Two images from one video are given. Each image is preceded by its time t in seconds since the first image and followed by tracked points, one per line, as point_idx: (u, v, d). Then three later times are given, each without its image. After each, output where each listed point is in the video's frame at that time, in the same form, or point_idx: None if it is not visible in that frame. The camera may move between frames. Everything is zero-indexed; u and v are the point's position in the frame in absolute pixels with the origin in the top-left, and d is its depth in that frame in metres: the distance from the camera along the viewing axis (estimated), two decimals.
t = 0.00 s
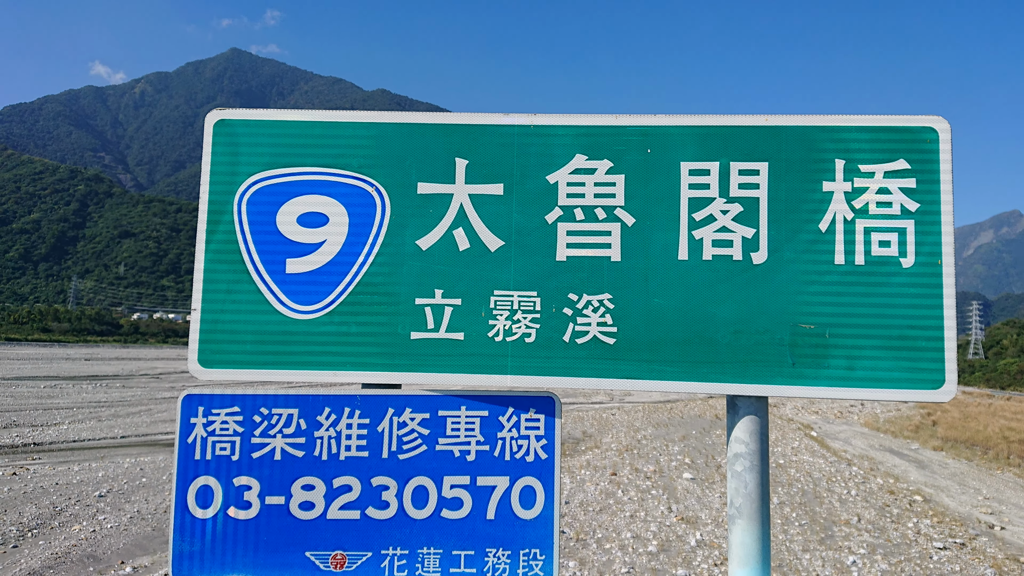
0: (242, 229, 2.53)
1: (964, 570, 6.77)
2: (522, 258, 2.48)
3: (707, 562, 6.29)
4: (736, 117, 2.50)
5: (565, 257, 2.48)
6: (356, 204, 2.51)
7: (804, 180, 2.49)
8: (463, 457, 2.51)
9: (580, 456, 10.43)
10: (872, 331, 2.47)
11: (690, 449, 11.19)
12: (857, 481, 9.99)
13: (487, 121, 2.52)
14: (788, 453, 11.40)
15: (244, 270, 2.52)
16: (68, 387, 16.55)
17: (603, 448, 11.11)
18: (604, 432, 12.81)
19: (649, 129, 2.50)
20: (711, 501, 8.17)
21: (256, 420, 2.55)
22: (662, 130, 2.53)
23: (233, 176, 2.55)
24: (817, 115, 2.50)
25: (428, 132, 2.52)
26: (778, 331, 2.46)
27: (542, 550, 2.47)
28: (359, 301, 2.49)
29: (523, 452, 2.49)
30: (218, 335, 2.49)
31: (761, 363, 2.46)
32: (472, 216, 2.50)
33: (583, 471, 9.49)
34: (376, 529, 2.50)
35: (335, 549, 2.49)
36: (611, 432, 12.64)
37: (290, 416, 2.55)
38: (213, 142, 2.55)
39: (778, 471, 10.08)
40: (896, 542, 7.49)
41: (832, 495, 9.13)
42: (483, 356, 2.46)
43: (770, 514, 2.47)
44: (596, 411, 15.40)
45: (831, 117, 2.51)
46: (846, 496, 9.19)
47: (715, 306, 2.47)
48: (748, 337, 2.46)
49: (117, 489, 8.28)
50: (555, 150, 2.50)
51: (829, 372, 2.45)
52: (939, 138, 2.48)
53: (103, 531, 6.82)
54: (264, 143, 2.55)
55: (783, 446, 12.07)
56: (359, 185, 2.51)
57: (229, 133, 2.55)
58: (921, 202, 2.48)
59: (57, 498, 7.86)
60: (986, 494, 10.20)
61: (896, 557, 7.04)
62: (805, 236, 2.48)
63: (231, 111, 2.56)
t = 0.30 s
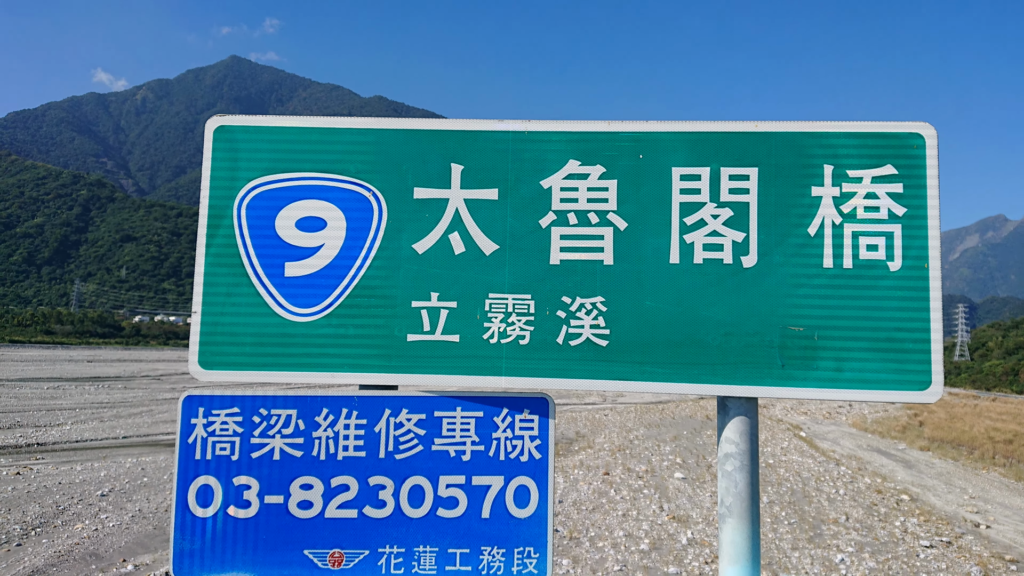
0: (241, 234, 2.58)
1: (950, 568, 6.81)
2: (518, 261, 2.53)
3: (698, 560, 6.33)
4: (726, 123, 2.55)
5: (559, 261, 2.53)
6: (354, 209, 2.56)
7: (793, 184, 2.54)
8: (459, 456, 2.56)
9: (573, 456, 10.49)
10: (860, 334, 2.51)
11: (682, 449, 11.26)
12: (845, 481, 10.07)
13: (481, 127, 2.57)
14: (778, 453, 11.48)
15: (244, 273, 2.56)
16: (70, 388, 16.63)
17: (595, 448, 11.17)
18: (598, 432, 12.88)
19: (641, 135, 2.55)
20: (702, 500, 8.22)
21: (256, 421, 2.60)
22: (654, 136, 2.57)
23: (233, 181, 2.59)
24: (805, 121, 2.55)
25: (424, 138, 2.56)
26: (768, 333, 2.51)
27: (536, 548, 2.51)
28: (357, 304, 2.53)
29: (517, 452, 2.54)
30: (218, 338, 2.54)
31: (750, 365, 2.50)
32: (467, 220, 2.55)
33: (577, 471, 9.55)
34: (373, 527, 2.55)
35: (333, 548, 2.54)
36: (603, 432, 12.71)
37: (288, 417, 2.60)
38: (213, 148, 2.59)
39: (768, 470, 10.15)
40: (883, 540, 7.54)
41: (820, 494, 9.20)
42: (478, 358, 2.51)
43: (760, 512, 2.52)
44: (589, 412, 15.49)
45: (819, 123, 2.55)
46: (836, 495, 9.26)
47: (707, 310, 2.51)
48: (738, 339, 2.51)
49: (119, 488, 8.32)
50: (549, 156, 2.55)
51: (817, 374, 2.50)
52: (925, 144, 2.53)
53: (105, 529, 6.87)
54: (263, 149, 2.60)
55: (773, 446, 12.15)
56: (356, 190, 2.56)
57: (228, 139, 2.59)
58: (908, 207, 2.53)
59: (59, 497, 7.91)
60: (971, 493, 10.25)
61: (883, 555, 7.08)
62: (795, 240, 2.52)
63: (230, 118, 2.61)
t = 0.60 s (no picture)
0: (241, 238, 2.63)
1: (937, 566, 6.87)
2: (512, 264, 2.57)
3: (689, 558, 6.38)
4: (717, 128, 2.60)
5: (552, 264, 2.57)
6: (351, 214, 2.61)
7: (782, 189, 2.58)
8: (454, 456, 2.61)
9: (567, 456, 10.55)
10: (848, 335, 2.55)
11: (674, 449, 11.34)
12: (833, 480, 10.14)
13: (476, 133, 2.62)
14: (768, 453, 11.56)
15: (243, 277, 2.61)
16: (70, 388, 16.69)
17: (589, 448, 11.23)
18: (591, 432, 12.94)
19: (633, 141, 2.60)
20: (693, 499, 8.29)
21: (255, 421, 2.64)
22: (646, 142, 2.62)
23: (233, 186, 2.64)
24: (795, 127, 2.60)
25: (420, 144, 2.61)
26: (758, 335, 2.55)
27: (531, 546, 2.56)
28: (354, 307, 2.58)
29: (512, 452, 2.59)
30: (218, 340, 2.59)
31: (741, 366, 2.55)
32: (463, 225, 2.60)
33: (570, 471, 9.61)
34: (370, 526, 2.59)
35: (331, 546, 2.59)
36: (597, 433, 12.78)
37: (287, 418, 2.64)
38: (213, 153, 2.64)
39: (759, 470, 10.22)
40: (871, 539, 7.60)
41: (809, 494, 9.27)
42: (473, 359, 2.56)
43: (750, 512, 2.56)
44: (583, 412, 15.55)
45: (807, 129, 2.60)
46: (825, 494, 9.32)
47: (698, 312, 2.56)
48: (728, 341, 2.55)
49: (120, 487, 8.38)
50: (543, 162, 2.59)
51: (806, 375, 2.54)
52: (912, 150, 2.58)
53: (106, 528, 6.92)
54: (262, 154, 2.64)
55: (764, 446, 12.22)
56: (354, 195, 2.61)
57: (228, 145, 2.64)
58: (895, 212, 2.58)
59: (61, 497, 7.96)
60: (957, 492, 10.32)
61: (871, 553, 7.14)
62: (784, 244, 2.57)
63: (230, 124, 2.66)
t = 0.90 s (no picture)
0: (240, 242, 2.67)
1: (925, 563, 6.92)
2: (507, 267, 2.62)
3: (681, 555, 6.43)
4: (707, 135, 2.64)
5: (546, 267, 2.62)
6: (349, 218, 2.66)
7: (772, 193, 2.63)
8: (450, 456, 2.66)
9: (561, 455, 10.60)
10: (837, 337, 2.60)
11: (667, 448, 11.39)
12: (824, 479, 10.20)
13: (471, 139, 2.67)
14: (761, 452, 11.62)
15: (242, 279, 2.66)
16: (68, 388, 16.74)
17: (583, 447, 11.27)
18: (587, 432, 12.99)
19: (626, 146, 2.64)
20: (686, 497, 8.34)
21: (254, 422, 2.69)
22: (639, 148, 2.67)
23: (233, 191, 2.69)
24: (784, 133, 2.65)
25: (417, 150, 2.66)
26: (748, 336, 2.60)
27: (525, 544, 2.61)
28: (351, 309, 2.63)
29: (506, 452, 2.64)
30: (218, 342, 2.64)
31: (731, 367, 2.60)
32: (458, 229, 2.64)
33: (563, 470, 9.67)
34: (367, 525, 2.65)
35: (329, 544, 2.65)
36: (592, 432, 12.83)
37: (285, 418, 2.69)
38: (213, 159, 2.69)
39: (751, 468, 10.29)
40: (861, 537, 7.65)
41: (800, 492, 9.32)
42: (469, 361, 2.60)
43: (740, 510, 2.62)
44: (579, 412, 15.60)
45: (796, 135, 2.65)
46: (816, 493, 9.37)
47: (689, 314, 2.61)
48: (719, 342, 2.60)
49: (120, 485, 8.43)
50: (537, 167, 2.64)
51: (796, 376, 2.59)
52: (900, 155, 2.63)
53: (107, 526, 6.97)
54: (261, 160, 2.69)
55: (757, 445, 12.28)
56: (351, 200, 2.66)
57: (228, 150, 2.69)
58: (883, 216, 2.62)
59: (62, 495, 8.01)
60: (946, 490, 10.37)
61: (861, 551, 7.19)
62: (774, 247, 2.62)
63: (229, 130, 2.71)
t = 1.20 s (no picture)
0: (240, 246, 2.72)
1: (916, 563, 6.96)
2: (502, 270, 2.67)
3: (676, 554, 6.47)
4: (699, 140, 2.68)
5: (541, 269, 2.67)
6: (347, 223, 2.70)
7: (763, 198, 2.66)
8: (446, 456, 2.71)
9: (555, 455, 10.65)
10: (825, 338, 2.66)
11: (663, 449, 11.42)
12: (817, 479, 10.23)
13: (467, 144, 2.71)
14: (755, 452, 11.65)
15: (242, 282, 2.70)
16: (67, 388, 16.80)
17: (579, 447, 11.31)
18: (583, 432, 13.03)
19: (619, 151, 2.68)
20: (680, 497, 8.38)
21: (253, 422, 2.73)
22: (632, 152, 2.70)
23: (233, 195, 2.74)
24: (774, 139, 2.68)
25: (413, 154, 2.70)
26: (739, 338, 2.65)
27: (520, 542, 2.65)
28: (349, 311, 2.68)
29: (502, 452, 2.69)
30: (219, 344, 2.69)
31: (722, 369, 2.65)
32: (454, 233, 2.68)
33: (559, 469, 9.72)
34: (364, 524, 2.71)
35: (327, 543, 2.71)
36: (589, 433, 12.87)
37: (284, 418, 2.73)
38: (214, 164, 2.74)
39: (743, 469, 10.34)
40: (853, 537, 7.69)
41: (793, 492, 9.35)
42: (464, 362, 2.65)
43: (731, 509, 2.71)
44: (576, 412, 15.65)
45: (786, 141, 2.68)
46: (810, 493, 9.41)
47: (681, 316, 2.65)
48: (709, 344, 2.66)
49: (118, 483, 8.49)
50: (532, 171, 2.68)
51: (784, 377, 2.65)
52: (888, 161, 2.67)
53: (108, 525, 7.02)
54: (261, 165, 2.74)
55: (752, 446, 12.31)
56: (349, 204, 2.71)
57: (228, 155, 2.74)
58: (871, 220, 2.66)
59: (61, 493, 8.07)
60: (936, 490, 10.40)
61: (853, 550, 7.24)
62: (765, 251, 2.66)
63: (230, 135, 2.76)
